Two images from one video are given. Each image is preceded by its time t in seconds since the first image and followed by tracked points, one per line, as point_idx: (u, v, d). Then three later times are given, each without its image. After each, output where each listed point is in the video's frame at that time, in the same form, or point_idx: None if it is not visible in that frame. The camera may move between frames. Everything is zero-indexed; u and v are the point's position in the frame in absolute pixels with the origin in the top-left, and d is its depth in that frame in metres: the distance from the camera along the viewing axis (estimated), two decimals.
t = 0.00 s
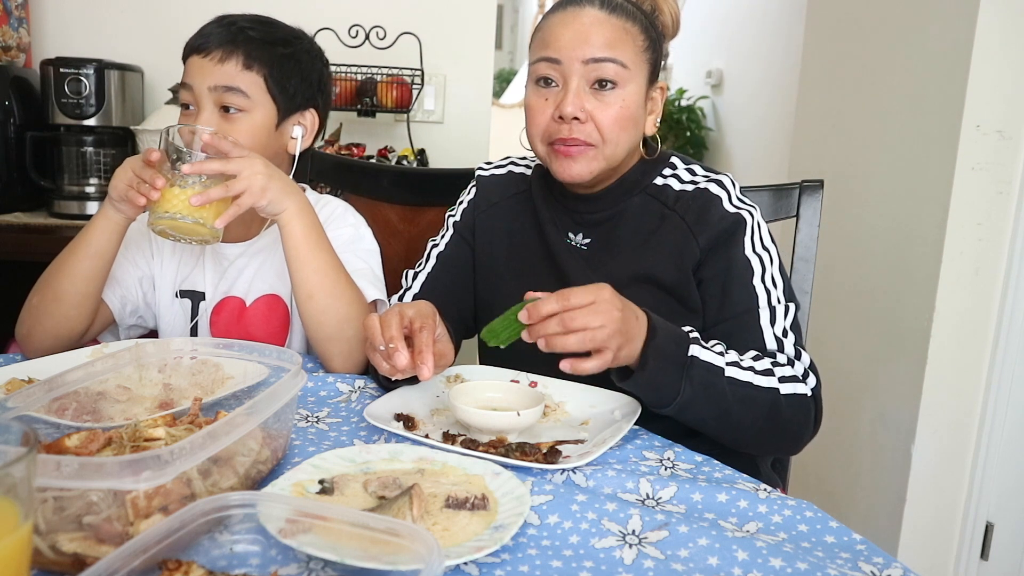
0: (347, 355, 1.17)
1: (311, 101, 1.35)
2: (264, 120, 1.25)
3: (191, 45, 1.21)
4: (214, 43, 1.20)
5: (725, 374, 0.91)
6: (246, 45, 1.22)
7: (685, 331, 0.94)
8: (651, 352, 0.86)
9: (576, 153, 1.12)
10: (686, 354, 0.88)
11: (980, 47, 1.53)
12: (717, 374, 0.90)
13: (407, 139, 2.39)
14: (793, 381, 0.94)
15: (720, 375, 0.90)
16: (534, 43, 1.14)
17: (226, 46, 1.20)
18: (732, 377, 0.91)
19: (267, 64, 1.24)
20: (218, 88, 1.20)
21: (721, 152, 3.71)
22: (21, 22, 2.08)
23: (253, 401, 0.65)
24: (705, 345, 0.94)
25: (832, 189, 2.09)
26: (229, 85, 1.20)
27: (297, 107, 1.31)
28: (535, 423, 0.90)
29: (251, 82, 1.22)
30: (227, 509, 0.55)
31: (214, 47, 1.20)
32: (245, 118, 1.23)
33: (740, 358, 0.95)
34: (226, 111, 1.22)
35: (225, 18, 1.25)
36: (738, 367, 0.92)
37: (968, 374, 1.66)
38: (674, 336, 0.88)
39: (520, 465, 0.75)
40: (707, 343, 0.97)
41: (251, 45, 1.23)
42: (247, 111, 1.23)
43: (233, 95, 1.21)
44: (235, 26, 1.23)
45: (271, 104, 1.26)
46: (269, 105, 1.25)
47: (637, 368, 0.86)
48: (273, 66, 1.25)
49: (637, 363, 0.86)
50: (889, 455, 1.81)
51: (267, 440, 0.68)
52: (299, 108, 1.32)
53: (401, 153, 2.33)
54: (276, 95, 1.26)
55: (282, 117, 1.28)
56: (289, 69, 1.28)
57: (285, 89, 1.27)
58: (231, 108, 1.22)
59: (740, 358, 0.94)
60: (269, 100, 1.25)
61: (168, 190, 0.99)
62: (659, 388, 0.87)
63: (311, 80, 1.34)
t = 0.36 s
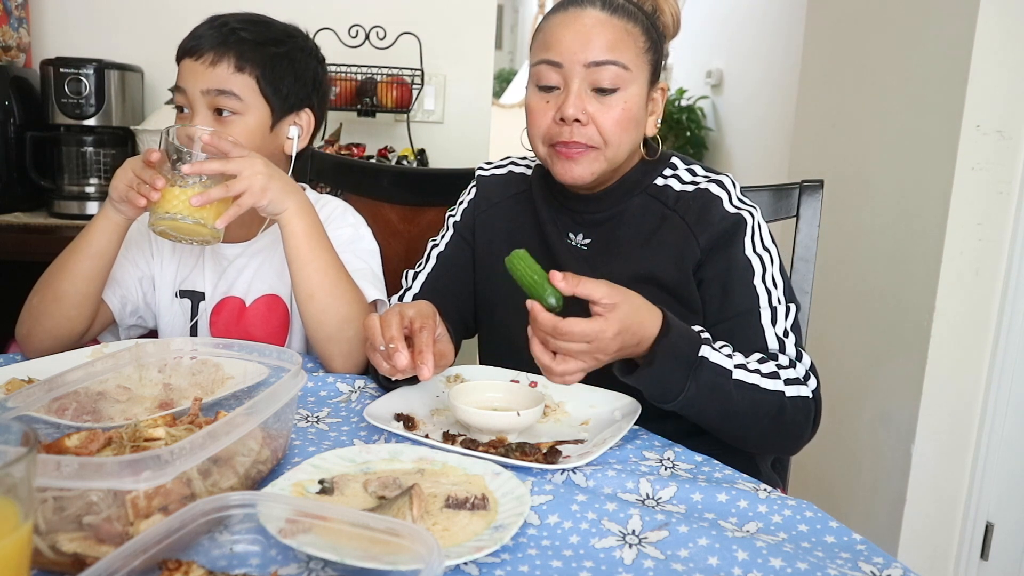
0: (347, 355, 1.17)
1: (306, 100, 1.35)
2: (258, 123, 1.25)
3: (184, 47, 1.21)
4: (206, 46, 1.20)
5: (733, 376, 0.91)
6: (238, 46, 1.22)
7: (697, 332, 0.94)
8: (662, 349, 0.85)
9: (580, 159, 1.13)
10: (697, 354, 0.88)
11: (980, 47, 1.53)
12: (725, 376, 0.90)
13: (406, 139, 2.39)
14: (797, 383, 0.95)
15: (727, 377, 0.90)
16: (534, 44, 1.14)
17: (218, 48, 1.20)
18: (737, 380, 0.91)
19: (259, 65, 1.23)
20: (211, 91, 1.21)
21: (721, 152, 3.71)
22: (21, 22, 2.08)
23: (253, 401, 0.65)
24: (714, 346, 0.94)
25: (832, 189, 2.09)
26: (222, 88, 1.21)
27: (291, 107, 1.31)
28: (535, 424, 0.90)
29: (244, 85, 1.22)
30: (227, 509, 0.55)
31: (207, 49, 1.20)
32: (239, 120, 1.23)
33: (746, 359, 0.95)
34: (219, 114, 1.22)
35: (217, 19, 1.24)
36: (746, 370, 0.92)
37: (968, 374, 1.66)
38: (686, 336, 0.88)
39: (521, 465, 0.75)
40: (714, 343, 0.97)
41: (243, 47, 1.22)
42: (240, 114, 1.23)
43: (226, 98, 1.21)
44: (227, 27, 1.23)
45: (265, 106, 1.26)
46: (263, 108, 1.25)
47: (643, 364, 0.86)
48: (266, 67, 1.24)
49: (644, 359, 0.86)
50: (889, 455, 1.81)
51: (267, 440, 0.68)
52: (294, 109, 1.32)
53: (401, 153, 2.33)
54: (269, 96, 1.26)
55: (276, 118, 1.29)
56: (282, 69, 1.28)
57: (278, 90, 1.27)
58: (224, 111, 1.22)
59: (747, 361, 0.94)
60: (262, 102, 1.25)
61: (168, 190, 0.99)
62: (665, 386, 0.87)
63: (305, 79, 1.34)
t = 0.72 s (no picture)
0: (347, 355, 1.16)
1: (303, 101, 1.35)
2: (255, 124, 1.25)
3: (180, 48, 1.21)
4: (202, 47, 1.20)
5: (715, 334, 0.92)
6: (233, 48, 1.22)
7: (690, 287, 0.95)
8: (648, 287, 0.88)
9: (581, 154, 1.13)
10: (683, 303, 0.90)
11: (980, 47, 1.53)
12: (707, 333, 0.91)
13: (406, 139, 2.39)
14: (785, 366, 0.96)
15: (708, 335, 0.91)
16: (538, 42, 1.14)
17: (213, 50, 1.20)
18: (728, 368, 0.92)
19: (255, 66, 1.23)
20: (207, 93, 1.21)
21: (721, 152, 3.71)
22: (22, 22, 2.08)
23: (253, 401, 0.65)
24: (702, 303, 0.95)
25: (832, 189, 2.09)
26: (218, 90, 1.21)
27: (289, 107, 1.31)
28: (536, 424, 0.90)
29: (239, 86, 1.22)
30: (227, 509, 0.55)
31: (202, 50, 1.20)
32: (236, 122, 1.23)
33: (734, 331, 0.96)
34: (216, 116, 1.23)
35: (212, 21, 1.24)
36: (730, 335, 0.93)
37: (968, 374, 1.66)
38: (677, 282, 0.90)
39: (520, 464, 0.75)
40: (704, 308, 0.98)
41: (239, 47, 1.22)
42: (237, 115, 1.23)
43: (222, 99, 1.22)
44: (222, 28, 1.23)
45: (261, 107, 1.25)
46: (260, 109, 1.25)
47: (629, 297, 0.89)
48: (261, 68, 1.24)
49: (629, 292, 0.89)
50: (889, 454, 1.81)
51: (267, 441, 0.68)
52: (291, 109, 1.32)
53: (400, 153, 2.33)
54: (266, 97, 1.26)
55: (273, 119, 1.28)
56: (279, 69, 1.28)
57: (275, 91, 1.27)
58: (221, 113, 1.22)
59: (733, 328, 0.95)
60: (259, 103, 1.25)
61: (171, 189, 0.99)
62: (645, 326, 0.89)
63: (302, 79, 1.34)
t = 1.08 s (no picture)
0: (346, 355, 1.16)
1: (306, 102, 1.35)
2: (259, 125, 1.25)
3: (183, 49, 1.21)
4: (205, 47, 1.20)
5: (677, 309, 0.95)
6: (237, 48, 1.22)
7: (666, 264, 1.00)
8: (617, 257, 0.96)
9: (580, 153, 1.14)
10: (649, 275, 0.95)
11: (980, 47, 1.53)
12: (669, 308, 0.95)
13: (407, 139, 2.39)
14: (746, 354, 0.96)
15: (670, 309, 0.95)
16: (541, 38, 1.14)
17: (216, 50, 1.21)
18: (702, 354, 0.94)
19: (258, 67, 1.24)
20: (210, 94, 1.21)
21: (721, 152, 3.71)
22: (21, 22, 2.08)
23: (253, 401, 0.65)
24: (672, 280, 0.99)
25: (832, 189, 2.09)
26: (221, 90, 1.21)
27: (292, 108, 1.31)
28: (536, 424, 0.90)
29: (243, 87, 1.22)
30: (228, 510, 0.55)
31: (205, 51, 1.20)
32: (239, 123, 1.23)
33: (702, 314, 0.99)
34: (219, 116, 1.22)
35: (215, 21, 1.24)
36: (694, 314, 0.96)
37: (968, 374, 1.66)
38: (648, 253, 0.96)
39: (520, 465, 0.75)
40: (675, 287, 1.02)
41: (241, 48, 1.22)
42: (240, 116, 1.23)
43: (225, 100, 1.21)
44: (225, 28, 1.23)
45: (264, 108, 1.25)
46: (262, 110, 1.25)
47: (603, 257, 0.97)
48: (264, 69, 1.24)
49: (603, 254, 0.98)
50: (889, 454, 1.81)
51: (267, 441, 0.68)
52: (293, 110, 1.32)
53: (401, 153, 2.33)
54: (269, 98, 1.26)
55: (276, 120, 1.28)
56: (282, 70, 1.28)
57: (278, 92, 1.27)
58: (224, 114, 1.22)
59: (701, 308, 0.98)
60: (262, 103, 1.25)
61: (172, 189, 0.99)
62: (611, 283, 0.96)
63: (305, 80, 1.34)
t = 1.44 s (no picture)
0: (347, 354, 1.16)
1: (315, 103, 1.35)
2: (271, 124, 1.25)
3: (198, 45, 1.20)
4: (221, 45, 1.20)
5: (680, 308, 0.95)
6: (254, 47, 1.22)
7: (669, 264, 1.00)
8: (619, 257, 0.96)
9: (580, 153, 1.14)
10: (653, 275, 0.96)
11: (979, 47, 1.53)
12: (672, 307, 0.95)
13: (407, 139, 2.39)
14: (751, 353, 0.96)
15: (674, 308, 0.95)
16: (540, 40, 1.14)
17: (234, 47, 1.20)
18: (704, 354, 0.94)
19: (275, 67, 1.24)
20: (225, 91, 1.20)
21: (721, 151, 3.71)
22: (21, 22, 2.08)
23: (253, 401, 0.65)
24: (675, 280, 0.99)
25: (832, 189, 2.09)
26: (236, 88, 1.20)
27: (303, 109, 1.31)
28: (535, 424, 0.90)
29: (259, 85, 1.22)
30: (228, 509, 0.55)
31: (222, 48, 1.20)
32: (252, 121, 1.23)
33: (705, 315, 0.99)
34: (232, 114, 1.22)
35: (231, 18, 1.24)
36: (698, 313, 0.96)
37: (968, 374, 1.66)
38: (652, 252, 0.97)
39: (521, 465, 0.75)
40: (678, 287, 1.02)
41: (258, 47, 1.22)
42: (254, 115, 1.23)
43: (240, 98, 1.21)
44: (242, 27, 1.23)
45: (278, 107, 1.26)
46: (276, 109, 1.25)
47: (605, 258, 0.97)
48: (279, 69, 1.25)
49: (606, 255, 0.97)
50: (889, 454, 1.81)
51: (267, 441, 0.68)
52: (304, 111, 1.32)
53: (401, 153, 2.33)
54: (283, 98, 1.26)
55: (288, 120, 1.29)
56: (295, 70, 1.28)
57: (292, 92, 1.27)
58: (238, 111, 1.22)
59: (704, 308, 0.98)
60: (275, 103, 1.25)
61: (173, 188, 1.00)
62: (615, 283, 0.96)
63: (317, 81, 1.34)
